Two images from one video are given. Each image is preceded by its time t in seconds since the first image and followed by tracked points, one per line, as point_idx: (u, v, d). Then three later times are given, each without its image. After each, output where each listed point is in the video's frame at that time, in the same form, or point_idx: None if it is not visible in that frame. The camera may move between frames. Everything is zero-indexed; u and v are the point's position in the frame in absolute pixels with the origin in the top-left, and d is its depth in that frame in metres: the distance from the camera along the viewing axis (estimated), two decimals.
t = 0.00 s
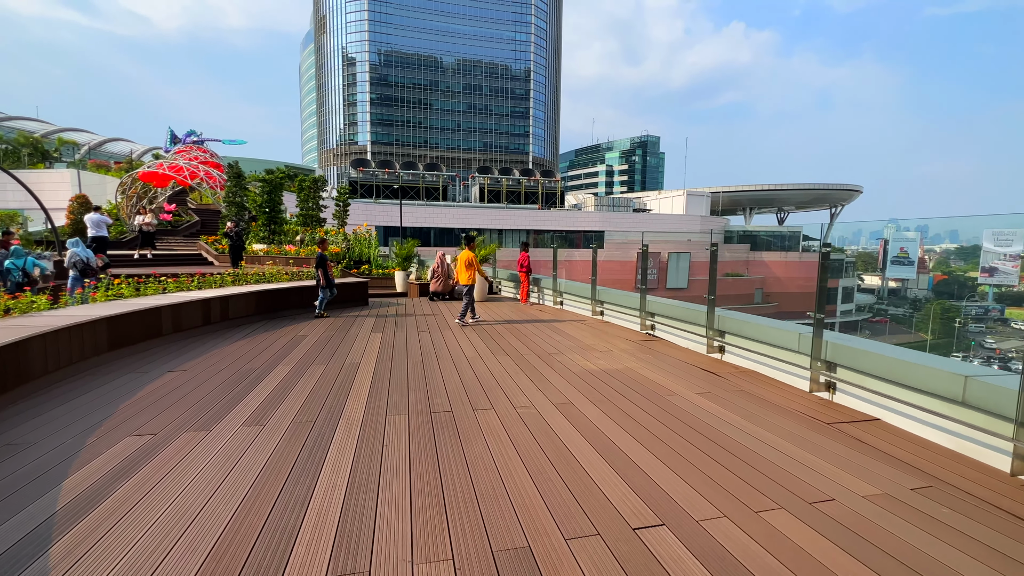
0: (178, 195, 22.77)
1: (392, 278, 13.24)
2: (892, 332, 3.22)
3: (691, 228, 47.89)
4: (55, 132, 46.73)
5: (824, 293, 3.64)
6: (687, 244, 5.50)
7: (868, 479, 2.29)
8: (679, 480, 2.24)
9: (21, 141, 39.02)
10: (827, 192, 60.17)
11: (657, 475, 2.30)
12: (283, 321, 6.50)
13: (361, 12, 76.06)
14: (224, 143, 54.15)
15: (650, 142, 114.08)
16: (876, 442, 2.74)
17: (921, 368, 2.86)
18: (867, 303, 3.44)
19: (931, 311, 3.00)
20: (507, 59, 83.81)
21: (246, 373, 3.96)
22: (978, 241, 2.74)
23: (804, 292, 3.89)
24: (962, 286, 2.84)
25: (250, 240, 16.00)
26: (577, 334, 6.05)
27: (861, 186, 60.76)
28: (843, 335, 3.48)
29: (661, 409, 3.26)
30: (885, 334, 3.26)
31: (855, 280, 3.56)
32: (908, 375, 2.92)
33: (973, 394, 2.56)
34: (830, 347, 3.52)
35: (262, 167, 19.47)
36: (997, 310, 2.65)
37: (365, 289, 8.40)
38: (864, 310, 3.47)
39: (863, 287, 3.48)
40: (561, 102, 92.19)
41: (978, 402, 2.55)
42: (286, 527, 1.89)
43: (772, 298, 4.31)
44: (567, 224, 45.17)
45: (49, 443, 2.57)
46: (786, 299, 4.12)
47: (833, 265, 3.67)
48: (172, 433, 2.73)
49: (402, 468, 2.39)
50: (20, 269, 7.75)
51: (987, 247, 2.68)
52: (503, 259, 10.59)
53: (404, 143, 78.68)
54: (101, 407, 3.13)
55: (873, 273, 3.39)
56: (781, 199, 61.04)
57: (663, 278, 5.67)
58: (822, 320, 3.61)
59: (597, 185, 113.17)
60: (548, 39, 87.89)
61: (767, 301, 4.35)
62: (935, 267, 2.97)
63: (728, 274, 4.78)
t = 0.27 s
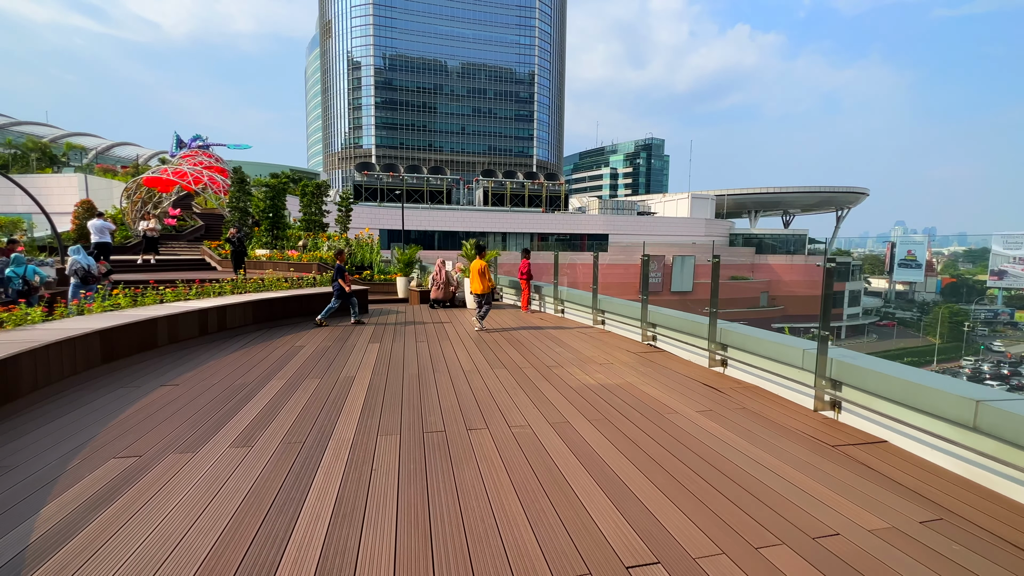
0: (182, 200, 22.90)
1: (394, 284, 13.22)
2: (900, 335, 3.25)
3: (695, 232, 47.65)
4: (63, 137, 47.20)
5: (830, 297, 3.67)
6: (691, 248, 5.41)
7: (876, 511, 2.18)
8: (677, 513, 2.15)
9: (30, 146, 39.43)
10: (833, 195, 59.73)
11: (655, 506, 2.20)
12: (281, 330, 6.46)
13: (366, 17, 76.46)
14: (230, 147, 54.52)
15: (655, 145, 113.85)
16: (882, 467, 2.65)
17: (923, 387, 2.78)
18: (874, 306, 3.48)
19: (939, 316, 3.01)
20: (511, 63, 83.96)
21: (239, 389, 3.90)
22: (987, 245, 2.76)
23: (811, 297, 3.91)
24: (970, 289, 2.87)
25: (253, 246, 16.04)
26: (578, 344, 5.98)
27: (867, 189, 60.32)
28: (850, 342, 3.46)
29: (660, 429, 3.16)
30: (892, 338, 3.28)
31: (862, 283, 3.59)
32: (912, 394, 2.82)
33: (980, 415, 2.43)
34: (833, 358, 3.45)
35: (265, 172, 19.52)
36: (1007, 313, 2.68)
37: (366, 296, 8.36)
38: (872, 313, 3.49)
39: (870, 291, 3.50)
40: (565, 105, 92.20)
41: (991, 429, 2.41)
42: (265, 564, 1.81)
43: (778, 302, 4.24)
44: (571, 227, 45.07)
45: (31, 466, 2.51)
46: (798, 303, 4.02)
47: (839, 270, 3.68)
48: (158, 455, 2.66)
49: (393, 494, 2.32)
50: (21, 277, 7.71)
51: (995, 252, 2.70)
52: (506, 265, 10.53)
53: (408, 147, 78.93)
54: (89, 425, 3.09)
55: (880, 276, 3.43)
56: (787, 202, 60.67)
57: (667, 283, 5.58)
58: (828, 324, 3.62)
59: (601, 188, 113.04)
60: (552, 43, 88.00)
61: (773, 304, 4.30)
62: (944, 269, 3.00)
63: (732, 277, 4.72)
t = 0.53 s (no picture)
0: (188, 204, 23.10)
1: (397, 288, 13.22)
2: (911, 339, 3.04)
3: (701, 235, 47.43)
4: (74, 142, 47.83)
5: (839, 300, 3.53)
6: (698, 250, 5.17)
7: (887, 534, 2.08)
8: (677, 537, 2.04)
9: (41, 151, 40.02)
10: (841, 198, 59.24)
11: (654, 528, 2.11)
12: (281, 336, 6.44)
13: (372, 21, 76.96)
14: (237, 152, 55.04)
15: (661, 148, 113.58)
16: (891, 484, 2.55)
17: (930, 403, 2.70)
18: (883, 310, 3.27)
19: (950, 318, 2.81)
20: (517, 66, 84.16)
21: (233, 397, 3.85)
22: (998, 247, 2.60)
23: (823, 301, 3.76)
24: (983, 292, 2.70)
25: (257, 249, 16.10)
26: (581, 351, 5.87)
27: (876, 192, 59.69)
28: (856, 346, 3.38)
29: (662, 442, 3.06)
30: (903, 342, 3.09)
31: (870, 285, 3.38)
32: (922, 410, 2.74)
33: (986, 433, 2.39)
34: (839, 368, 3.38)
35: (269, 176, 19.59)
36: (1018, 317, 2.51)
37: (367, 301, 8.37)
38: (881, 317, 3.30)
39: (879, 294, 3.30)
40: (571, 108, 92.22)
41: (1007, 447, 2.32)
42: None
43: (785, 306, 4.23)
44: (577, 231, 44.96)
45: (16, 479, 2.46)
46: (802, 307, 4.03)
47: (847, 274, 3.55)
48: (145, 468, 2.61)
49: (381, 512, 2.25)
50: (27, 282, 7.67)
51: (1007, 252, 2.53)
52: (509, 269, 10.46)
53: (414, 150, 79.29)
54: (80, 434, 3.05)
55: (889, 278, 3.26)
56: (794, 205, 60.25)
57: (673, 286, 5.43)
58: (836, 327, 3.51)
59: (607, 191, 112.90)
60: (558, 46, 88.08)
61: (781, 307, 4.28)
62: (953, 272, 2.85)
63: (740, 279, 4.66)
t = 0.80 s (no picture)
0: (195, 208, 23.27)
1: (400, 292, 13.21)
2: (923, 344, 3.08)
3: (708, 238, 47.11)
4: (85, 147, 48.47)
5: (849, 306, 3.35)
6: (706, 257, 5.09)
7: (911, 564, 1.92)
8: (680, 563, 1.91)
9: (53, 156, 40.57)
10: (850, 201, 58.57)
11: (655, 553, 1.97)
12: (280, 341, 6.37)
13: (379, 27, 77.51)
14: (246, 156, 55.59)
15: (667, 151, 113.24)
16: (912, 507, 2.39)
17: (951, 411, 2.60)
18: (893, 314, 3.26)
19: (964, 323, 2.83)
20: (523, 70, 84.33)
21: (224, 406, 3.76)
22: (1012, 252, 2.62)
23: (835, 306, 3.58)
24: (995, 296, 2.70)
25: (262, 254, 16.17)
26: (585, 357, 5.74)
27: (886, 195, 58.98)
28: (867, 351, 3.27)
29: (665, 456, 2.93)
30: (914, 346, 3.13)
31: (880, 288, 3.31)
32: (941, 422, 2.61)
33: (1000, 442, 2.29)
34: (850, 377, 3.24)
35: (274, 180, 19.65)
36: None
37: (368, 305, 8.30)
38: (891, 321, 3.28)
39: (889, 298, 3.27)
40: (577, 112, 92.21)
41: None
42: None
43: (795, 311, 4.29)
44: (582, 234, 44.84)
45: None
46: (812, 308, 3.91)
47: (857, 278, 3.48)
48: (125, 482, 2.51)
49: (365, 532, 2.13)
50: (30, 286, 7.66)
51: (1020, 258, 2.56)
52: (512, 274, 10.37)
53: (421, 154, 79.66)
54: (63, 445, 2.97)
55: (899, 283, 3.22)
56: (803, 208, 59.67)
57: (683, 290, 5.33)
58: (847, 332, 3.33)
59: (613, 195, 112.70)
60: (564, 50, 88.18)
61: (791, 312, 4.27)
62: (965, 276, 2.86)
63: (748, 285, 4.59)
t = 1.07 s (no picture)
0: (201, 213, 23.39)
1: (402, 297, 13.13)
2: (934, 350, 2.81)
3: (715, 243, 46.72)
4: (95, 154, 49.11)
5: (859, 312, 3.15)
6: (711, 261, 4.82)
7: None
8: None
9: (63, 162, 41.10)
10: (859, 205, 57.95)
11: None
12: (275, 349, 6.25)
13: (385, 33, 78.10)
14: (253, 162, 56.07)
15: (673, 155, 112.92)
16: (934, 535, 2.20)
17: (983, 429, 2.44)
18: (904, 320, 3.00)
19: (977, 328, 2.61)
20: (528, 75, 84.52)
21: (209, 419, 3.64)
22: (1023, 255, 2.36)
23: (845, 312, 3.37)
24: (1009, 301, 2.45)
25: (265, 259, 16.17)
26: (588, 366, 5.56)
27: (896, 198, 58.36)
28: (878, 356, 3.07)
29: (665, 475, 2.76)
30: (925, 352, 2.86)
31: (889, 292, 3.09)
32: (966, 440, 2.43)
33: None
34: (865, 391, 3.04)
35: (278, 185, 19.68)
36: None
37: (367, 312, 8.19)
38: (902, 326, 3.02)
39: (899, 303, 3.05)
40: (582, 116, 92.23)
41: None
42: None
43: (802, 314, 3.81)
44: (588, 238, 44.65)
45: None
46: (819, 315, 3.67)
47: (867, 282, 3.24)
48: (95, 502, 2.39)
49: (343, 558, 1.99)
50: (31, 293, 7.59)
51: None
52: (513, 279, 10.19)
53: (426, 159, 80.00)
54: (40, 459, 2.88)
55: (911, 287, 2.97)
56: (810, 212, 59.09)
57: (686, 293, 5.05)
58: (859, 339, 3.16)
59: (619, 199, 112.44)
60: (569, 55, 88.33)
61: (797, 316, 3.84)
62: (978, 280, 2.62)
63: (753, 287, 4.23)
